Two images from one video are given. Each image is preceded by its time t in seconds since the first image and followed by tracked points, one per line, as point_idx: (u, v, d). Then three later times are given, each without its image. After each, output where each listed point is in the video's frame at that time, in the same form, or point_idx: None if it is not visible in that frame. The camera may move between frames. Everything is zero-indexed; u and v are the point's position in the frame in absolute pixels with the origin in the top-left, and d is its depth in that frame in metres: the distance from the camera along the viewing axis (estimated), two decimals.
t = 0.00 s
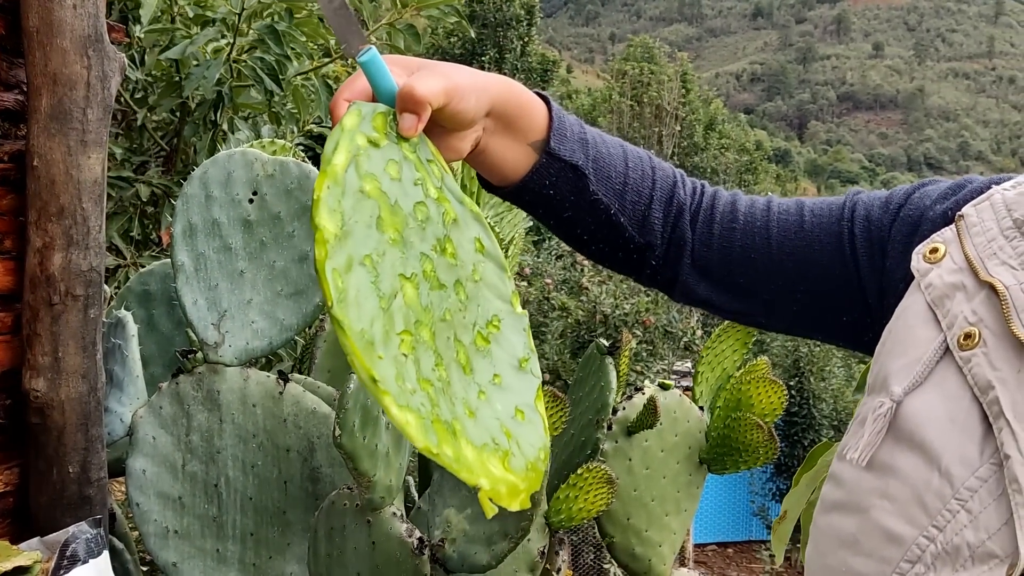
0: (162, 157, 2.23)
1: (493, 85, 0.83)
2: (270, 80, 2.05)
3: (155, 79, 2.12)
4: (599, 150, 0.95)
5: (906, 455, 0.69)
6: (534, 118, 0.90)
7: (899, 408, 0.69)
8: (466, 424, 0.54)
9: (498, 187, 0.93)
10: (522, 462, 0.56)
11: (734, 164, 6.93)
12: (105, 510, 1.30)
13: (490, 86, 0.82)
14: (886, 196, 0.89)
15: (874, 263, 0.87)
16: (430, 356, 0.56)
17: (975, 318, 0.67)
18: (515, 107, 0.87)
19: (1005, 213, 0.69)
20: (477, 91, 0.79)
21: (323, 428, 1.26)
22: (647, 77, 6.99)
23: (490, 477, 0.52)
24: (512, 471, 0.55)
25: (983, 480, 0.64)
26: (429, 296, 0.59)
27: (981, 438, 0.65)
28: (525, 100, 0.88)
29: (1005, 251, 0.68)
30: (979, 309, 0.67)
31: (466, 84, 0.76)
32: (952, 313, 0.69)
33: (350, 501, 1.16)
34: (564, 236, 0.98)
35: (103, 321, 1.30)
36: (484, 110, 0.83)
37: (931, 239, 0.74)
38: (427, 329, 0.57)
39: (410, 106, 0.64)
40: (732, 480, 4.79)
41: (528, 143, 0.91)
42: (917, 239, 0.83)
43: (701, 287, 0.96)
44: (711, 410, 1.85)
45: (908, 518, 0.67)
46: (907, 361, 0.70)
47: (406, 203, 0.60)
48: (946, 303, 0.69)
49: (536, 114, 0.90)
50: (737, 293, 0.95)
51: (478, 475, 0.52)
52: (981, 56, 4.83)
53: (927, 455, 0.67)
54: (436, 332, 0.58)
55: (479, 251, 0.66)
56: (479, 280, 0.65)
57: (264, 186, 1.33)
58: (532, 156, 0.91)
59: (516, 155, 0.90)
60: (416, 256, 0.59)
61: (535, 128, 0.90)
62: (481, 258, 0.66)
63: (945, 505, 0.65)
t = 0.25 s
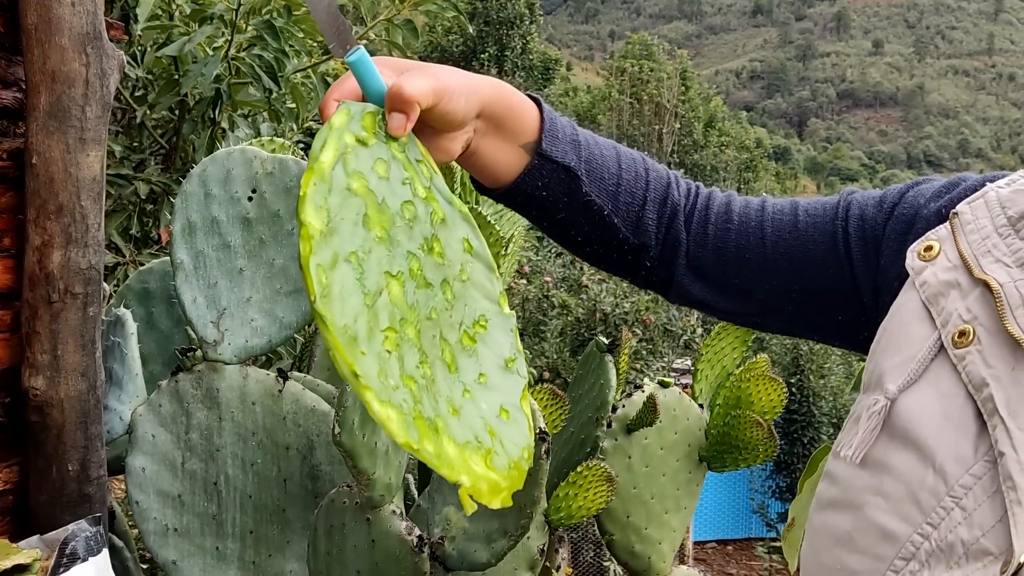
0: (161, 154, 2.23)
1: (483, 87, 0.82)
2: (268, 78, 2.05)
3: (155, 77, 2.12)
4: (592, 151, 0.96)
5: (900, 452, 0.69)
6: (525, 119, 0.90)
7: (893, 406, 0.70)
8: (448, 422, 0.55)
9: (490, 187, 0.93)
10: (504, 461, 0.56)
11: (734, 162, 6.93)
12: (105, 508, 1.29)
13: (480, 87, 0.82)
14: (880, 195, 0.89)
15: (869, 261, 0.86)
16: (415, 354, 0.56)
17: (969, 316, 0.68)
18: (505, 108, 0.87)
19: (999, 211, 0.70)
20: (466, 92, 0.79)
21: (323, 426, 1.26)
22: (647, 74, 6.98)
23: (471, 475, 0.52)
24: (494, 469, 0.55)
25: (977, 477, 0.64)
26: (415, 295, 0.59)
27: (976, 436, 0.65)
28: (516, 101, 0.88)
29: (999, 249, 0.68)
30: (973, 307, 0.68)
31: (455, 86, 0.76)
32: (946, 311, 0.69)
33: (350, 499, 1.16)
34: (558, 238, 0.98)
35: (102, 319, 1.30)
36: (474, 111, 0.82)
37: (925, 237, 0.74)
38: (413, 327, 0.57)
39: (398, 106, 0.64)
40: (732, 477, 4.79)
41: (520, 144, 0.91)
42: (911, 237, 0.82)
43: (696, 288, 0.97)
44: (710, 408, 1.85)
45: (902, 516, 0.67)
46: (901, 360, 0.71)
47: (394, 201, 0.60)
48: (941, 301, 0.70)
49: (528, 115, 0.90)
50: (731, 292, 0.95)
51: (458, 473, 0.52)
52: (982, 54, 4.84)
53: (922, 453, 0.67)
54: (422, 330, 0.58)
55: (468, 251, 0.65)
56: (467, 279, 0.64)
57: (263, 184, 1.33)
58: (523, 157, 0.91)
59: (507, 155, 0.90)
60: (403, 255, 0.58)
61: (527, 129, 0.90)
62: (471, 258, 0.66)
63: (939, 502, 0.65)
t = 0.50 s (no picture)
0: (161, 152, 2.24)
1: (490, 94, 0.83)
2: (270, 75, 2.05)
3: (155, 75, 2.11)
4: (598, 159, 0.96)
5: (908, 455, 0.69)
6: (530, 127, 0.90)
7: (900, 409, 0.70)
8: (461, 419, 0.54)
9: (496, 197, 0.93)
10: (518, 457, 0.55)
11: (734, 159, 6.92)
12: (105, 506, 1.29)
13: (487, 95, 0.82)
14: (885, 198, 0.89)
15: (875, 264, 0.86)
16: (427, 352, 0.56)
17: (976, 318, 0.67)
18: (511, 116, 0.87)
19: (1006, 212, 0.69)
20: (474, 98, 0.79)
21: (323, 425, 1.26)
22: (647, 72, 6.98)
23: (484, 471, 0.52)
24: (507, 467, 0.54)
25: (986, 481, 0.63)
26: (426, 295, 0.59)
27: (984, 438, 0.65)
28: (522, 109, 0.88)
29: (1006, 251, 0.67)
30: (980, 309, 0.67)
31: (463, 92, 0.77)
32: (954, 313, 0.68)
33: (349, 497, 1.16)
34: (565, 247, 0.98)
35: (102, 317, 1.30)
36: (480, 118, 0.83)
37: (932, 240, 0.74)
38: (424, 326, 0.57)
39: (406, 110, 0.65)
40: (731, 475, 4.80)
41: (525, 151, 0.91)
42: (917, 240, 0.82)
43: (704, 295, 0.96)
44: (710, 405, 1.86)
45: (911, 519, 0.67)
46: (909, 362, 0.70)
47: (403, 204, 0.60)
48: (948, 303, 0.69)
49: (533, 123, 0.90)
50: (737, 299, 0.95)
51: (473, 466, 0.51)
52: (982, 52, 4.81)
53: (930, 456, 0.67)
54: (433, 329, 0.58)
55: (477, 254, 0.66)
56: (477, 282, 0.64)
57: (263, 182, 1.32)
58: (529, 164, 0.91)
59: (513, 163, 0.90)
60: (413, 256, 0.59)
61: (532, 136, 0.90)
62: (480, 260, 0.66)
63: (948, 506, 0.65)
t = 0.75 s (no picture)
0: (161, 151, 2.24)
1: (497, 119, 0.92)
2: (272, 74, 2.04)
3: (155, 73, 2.11)
4: (608, 179, 1.01)
5: (936, 462, 0.69)
6: (538, 149, 0.97)
7: (928, 414, 0.70)
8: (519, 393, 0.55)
9: (513, 220, 0.99)
10: (573, 430, 0.57)
11: (733, 157, 6.92)
12: (105, 505, 1.28)
13: (494, 120, 0.91)
14: (903, 208, 0.89)
15: (894, 274, 0.86)
16: (479, 332, 0.57)
17: (1003, 322, 0.67)
18: (519, 139, 0.95)
19: None
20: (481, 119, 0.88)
21: (323, 423, 1.25)
22: (647, 70, 6.97)
23: (551, 439, 0.53)
24: (568, 439, 0.55)
25: (1016, 489, 0.63)
26: (469, 283, 0.61)
27: (1013, 446, 0.65)
28: (529, 134, 0.96)
29: None
30: (1008, 312, 0.67)
31: (472, 112, 0.85)
32: (980, 316, 0.68)
33: (349, 495, 1.16)
34: (583, 267, 1.02)
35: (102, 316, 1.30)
36: (488, 140, 0.91)
37: (958, 241, 0.74)
38: (473, 309, 0.58)
39: (432, 113, 0.73)
40: (731, 473, 4.80)
41: (536, 172, 0.97)
42: (939, 244, 0.81)
43: (724, 313, 0.99)
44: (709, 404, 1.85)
45: (940, 527, 0.67)
46: (935, 366, 0.70)
47: (438, 200, 0.63)
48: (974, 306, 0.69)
49: (541, 146, 0.97)
50: (758, 315, 0.97)
51: (540, 431, 0.52)
52: (983, 50, 4.68)
53: (959, 463, 0.67)
54: (480, 314, 0.59)
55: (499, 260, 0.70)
56: (503, 283, 0.68)
57: (263, 181, 1.32)
58: (541, 184, 0.97)
59: (525, 183, 0.97)
60: (454, 246, 0.61)
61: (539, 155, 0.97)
62: (499, 265, 0.69)
63: (978, 514, 0.65)
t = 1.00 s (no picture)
0: (161, 150, 2.23)
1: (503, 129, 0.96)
2: (272, 74, 2.04)
3: (154, 72, 2.11)
4: (619, 190, 1.03)
5: (954, 467, 0.68)
6: (545, 157, 1.00)
7: (946, 418, 0.69)
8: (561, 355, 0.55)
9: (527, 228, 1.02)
10: (615, 390, 0.57)
11: (733, 156, 6.91)
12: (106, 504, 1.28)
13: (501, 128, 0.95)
14: (919, 212, 0.89)
15: (908, 278, 0.86)
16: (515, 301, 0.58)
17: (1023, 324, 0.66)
18: (525, 147, 0.99)
19: None
20: (490, 126, 0.92)
21: (322, 421, 1.25)
22: (647, 69, 6.96)
23: (596, 394, 0.52)
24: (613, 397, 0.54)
25: None
26: (498, 261, 0.62)
27: None
28: (536, 143, 0.99)
29: None
30: None
31: (479, 118, 0.90)
32: (999, 318, 0.68)
33: (349, 494, 1.16)
34: (597, 278, 1.04)
35: (101, 315, 1.30)
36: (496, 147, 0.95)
37: (975, 241, 0.74)
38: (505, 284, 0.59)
39: (443, 110, 0.75)
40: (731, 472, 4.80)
41: (545, 179, 1.00)
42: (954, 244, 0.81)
43: (737, 323, 1.00)
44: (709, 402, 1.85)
45: (956, 533, 0.67)
46: (953, 368, 0.70)
47: (458, 187, 0.65)
48: (994, 309, 0.69)
49: (549, 153, 1.01)
50: (774, 327, 0.98)
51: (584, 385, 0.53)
52: (982, 49, 4.62)
53: (977, 467, 0.67)
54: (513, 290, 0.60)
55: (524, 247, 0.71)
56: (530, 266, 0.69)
57: (263, 180, 1.32)
58: (551, 191, 1.00)
59: (534, 190, 0.99)
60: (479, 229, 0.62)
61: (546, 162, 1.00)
62: (524, 253, 0.71)
63: (995, 520, 0.64)
